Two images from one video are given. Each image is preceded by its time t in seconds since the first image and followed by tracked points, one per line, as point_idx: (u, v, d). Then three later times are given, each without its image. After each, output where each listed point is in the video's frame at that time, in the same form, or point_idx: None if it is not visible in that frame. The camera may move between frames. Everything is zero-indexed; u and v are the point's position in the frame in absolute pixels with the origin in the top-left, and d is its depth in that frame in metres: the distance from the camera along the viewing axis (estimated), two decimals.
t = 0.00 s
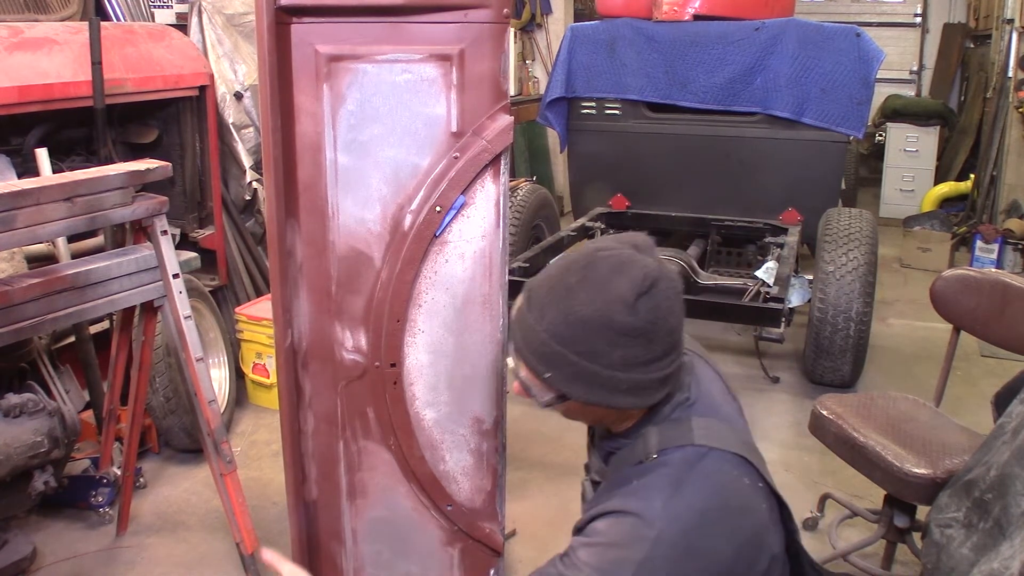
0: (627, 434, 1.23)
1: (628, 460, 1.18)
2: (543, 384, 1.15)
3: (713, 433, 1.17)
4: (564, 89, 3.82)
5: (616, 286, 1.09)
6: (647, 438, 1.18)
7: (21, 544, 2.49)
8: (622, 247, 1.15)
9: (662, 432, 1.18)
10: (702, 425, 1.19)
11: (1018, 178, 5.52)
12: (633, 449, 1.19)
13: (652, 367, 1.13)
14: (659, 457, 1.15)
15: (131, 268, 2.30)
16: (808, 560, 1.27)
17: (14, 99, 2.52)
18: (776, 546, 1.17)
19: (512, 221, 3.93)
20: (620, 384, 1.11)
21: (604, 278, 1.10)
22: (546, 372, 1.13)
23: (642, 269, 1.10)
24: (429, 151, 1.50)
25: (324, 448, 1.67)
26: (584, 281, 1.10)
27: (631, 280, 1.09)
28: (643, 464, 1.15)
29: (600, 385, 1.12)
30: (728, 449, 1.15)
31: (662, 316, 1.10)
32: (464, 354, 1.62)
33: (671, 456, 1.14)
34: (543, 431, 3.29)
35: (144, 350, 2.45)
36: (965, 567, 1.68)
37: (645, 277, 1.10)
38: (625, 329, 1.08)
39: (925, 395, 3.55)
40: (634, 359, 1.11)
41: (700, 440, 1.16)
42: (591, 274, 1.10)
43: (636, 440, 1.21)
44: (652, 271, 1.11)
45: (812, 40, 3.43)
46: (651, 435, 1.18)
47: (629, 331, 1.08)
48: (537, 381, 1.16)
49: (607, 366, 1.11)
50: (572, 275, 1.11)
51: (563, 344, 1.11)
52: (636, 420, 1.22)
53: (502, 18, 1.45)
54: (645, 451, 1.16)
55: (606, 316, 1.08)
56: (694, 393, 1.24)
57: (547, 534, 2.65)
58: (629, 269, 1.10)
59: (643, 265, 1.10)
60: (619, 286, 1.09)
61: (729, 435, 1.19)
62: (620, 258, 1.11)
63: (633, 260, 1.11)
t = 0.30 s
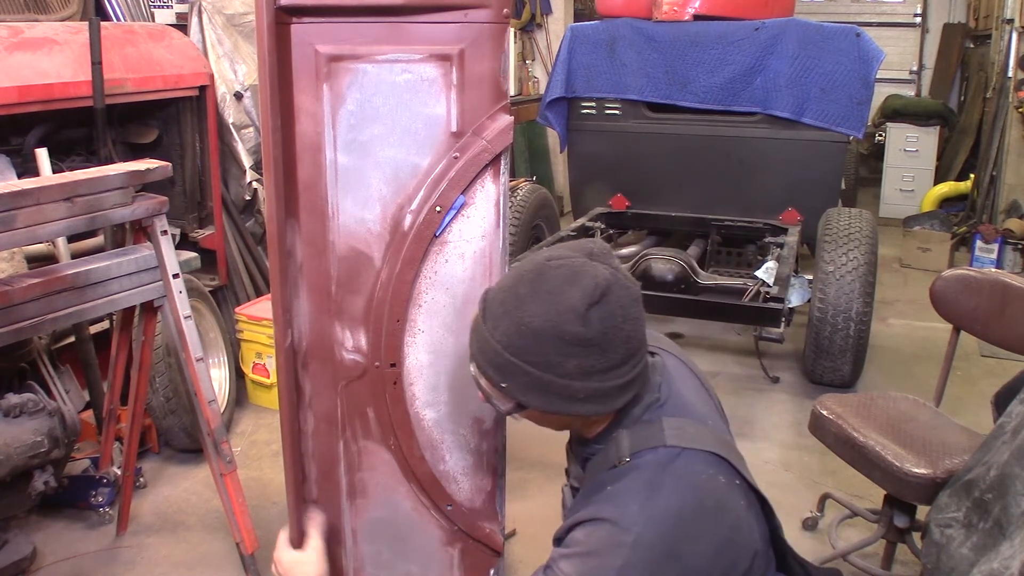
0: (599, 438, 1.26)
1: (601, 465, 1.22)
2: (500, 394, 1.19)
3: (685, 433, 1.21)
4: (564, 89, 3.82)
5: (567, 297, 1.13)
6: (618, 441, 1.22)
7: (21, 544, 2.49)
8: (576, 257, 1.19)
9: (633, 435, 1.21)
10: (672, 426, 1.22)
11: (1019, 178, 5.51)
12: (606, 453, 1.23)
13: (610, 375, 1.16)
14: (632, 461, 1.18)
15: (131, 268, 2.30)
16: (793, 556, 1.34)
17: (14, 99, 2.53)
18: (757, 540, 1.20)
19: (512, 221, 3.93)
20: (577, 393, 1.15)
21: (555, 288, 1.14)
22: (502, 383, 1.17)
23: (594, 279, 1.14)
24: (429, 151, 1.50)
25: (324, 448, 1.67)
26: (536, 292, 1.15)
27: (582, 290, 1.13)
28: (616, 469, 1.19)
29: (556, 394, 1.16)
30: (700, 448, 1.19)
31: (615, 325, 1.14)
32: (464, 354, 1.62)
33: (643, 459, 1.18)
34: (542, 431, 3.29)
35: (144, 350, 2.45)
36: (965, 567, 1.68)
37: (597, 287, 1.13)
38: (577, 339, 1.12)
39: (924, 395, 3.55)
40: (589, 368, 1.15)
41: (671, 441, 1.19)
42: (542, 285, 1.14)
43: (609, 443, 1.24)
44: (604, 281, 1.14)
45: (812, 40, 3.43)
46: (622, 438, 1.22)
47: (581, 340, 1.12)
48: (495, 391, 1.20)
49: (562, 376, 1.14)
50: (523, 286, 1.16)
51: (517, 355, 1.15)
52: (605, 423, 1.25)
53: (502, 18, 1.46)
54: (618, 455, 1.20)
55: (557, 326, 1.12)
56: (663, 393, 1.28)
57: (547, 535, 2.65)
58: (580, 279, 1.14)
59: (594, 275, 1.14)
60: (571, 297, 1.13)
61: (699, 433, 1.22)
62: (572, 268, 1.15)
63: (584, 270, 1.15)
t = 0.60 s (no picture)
0: (590, 440, 1.27)
1: (592, 467, 1.22)
2: (490, 395, 1.20)
3: (675, 435, 1.20)
4: (564, 89, 3.82)
5: (554, 296, 1.13)
6: (608, 444, 1.22)
7: (22, 544, 2.49)
8: (565, 257, 1.19)
9: (624, 437, 1.22)
10: (662, 427, 1.22)
11: (1019, 178, 5.51)
12: (596, 455, 1.23)
13: (600, 375, 1.16)
14: (621, 464, 1.18)
15: (131, 268, 2.30)
16: (789, 557, 1.33)
17: (14, 99, 2.52)
18: (752, 539, 1.21)
19: (512, 220, 3.93)
20: (567, 393, 1.15)
21: (542, 288, 1.14)
22: (491, 383, 1.17)
23: (581, 278, 1.14)
24: (429, 151, 1.50)
25: (324, 448, 1.67)
26: (523, 292, 1.15)
27: (569, 290, 1.13)
28: (605, 471, 1.19)
29: (545, 394, 1.16)
30: (689, 450, 1.19)
31: (603, 324, 1.14)
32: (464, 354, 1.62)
33: (632, 462, 1.18)
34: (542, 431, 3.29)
35: (144, 350, 2.45)
36: (965, 567, 1.68)
37: (584, 287, 1.13)
38: (565, 339, 1.12)
39: (924, 395, 3.55)
40: (578, 368, 1.14)
41: (661, 443, 1.19)
42: (529, 285, 1.15)
43: (600, 445, 1.25)
44: (592, 280, 1.14)
45: (812, 40, 3.43)
46: (613, 440, 1.22)
47: (568, 340, 1.12)
48: (485, 391, 1.21)
49: (551, 376, 1.14)
50: (511, 286, 1.16)
51: (506, 355, 1.15)
52: (596, 425, 1.26)
53: (502, 18, 1.46)
54: (608, 457, 1.20)
55: (544, 326, 1.12)
56: (655, 394, 1.29)
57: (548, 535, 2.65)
58: (567, 279, 1.14)
59: (582, 275, 1.14)
60: (558, 296, 1.13)
61: (690, 434, 1.22)
62: (560, 268, 1.15)
63: (572, 269, 1.15)
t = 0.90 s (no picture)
0: (592, 441, 1.27)
1: (595, 468, 1.22)
2: (493, 400, 1.20)
3: (678, 435, 1.20)
4: (564, 89, 3.82)
5: (552, 299, 1.13)
6: (611, 444, 1.22)
7: (21, 544, 2.49)
8: (560, 260, 1.20)
9: (627, 437, 1.22)
10: (665, 427, 1.22)
11: (1019, 178, 5.51)
12: (599, 456, 1.23)
13: (602, 375, 1.16)
14: (625, 464, 1.18)
15: (131, 268, 2.30)
16: (790, 556, 1.33)
17: (14, 99, 2.52)
18: (754, 538, 1.21)
19: (512, 220, 3.93)
20: (570, 395, 1.15)
21: (539, 293, 1.14)
22: (494, 389, 1.17)
23: (578, 280, 1.14)
24: (429, 151, 1.50)
25: (324, 448, 1.66)
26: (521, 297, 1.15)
27: (566, 293, 1.13)
28: (609, 471, 1.19)
29: (548, 397, 1.15)
30: (693, 450, 1.19)
31: (602, 325, 1.14)
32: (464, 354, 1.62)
33: (635, 461, 1.18)
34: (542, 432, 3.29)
35: (144, 350, 2.45)
36: (965, 567, 1.68)
37: (581, 288, 1.13)
38: (565, 341, 1.12)
39: (925, 395, 3.55)
40: (579, 370, 1.14)
41: (664, 443, 1.19)
42: (527, 290, 1.15)
43: (603, 446, 1.24)
44: (589, 281, 1.14)
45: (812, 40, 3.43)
46: (616, 440, 1.22)
47: (567, 342, 1.12)
48: (488, 398, 1.21)
49: (553, 379, 1.14)
50: (509, 291, 1.16)
51: (507, 360, 1.15)
52: (598, 426, 1.26)
53: (502, 18, 1.46)
54: (611, 458, 1.20)
55: (543, 330, 1.12)
56: (657, 394, 1.29)
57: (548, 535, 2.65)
58: (564, 281, 1.14)
59: (579, 277, 1.14)
60: (555, 299, 1.13)
61: (693, 433, 1.22)
62: (556, 272, 1.15)
63: (567, 272, 1.15)
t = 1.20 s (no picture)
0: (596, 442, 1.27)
1: (599, 468, 1.22)
2: (499, 401, 1.20)
3: (682, 437, 1.20)
4: (564, 89, 3.82)
5: (559, 301, 1.13)
6: (616, 444, 1.22)
7: (21, 544, 2.49)
8: (568, 262, 1.20)
9: (631, 438, 1.22)
10: (669, 428, 1.22)
11: (1019, 178, 5.51)
12: (603, 456, 1.23)
13: (607, 377, 1.16)
14: (629, 465, 1.18)
15: (131, 268, 2.30)
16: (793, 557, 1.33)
17: (14, 99, 2.52)
18: (757, 539, 1.21)
19: (512, 220, 3.93)
20: (575, 396, 1.15)
21: (547, 295, 1.14)
22: (500, 390, 1.17)
23: (585, 283, 1.14)
24: (429, 151, 1.50)
25: (325, 448, 1.67)
26: (528, 298, 1.15)
27: (573, 295, 1.13)
28: (613, 471, 1.19)
29: (554, 399, 1.15)
30: (697, 452, 1.19)
31: (608, 327, 1.14)
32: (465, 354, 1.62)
33: (639, 462, 1.18)
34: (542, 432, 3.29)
35: (144, 350, 2.45)
36: (966, 567, 1.68)
37: (588, 291, 1.13)
38: (572, 343, 1.12)
39: (925, 395, 3.55)
40: (585, 372, 1.14)
41: (669, 444, 1.19)
42: (534, 292, 1.15)
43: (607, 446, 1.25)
44: (596, 284, 1.15)
45: (811, 40, 3.43)
46: (620, 441, 1.22)
47: (574, 344, 1.12)
48: (494, 398, 1.21)
49: (559, 380, 1.14)
50: (516, 293, 1.16)
51: (514, 361, 1.15)
52: (603, 427, 1.26)
53: (502, 18, 1.46)
54: (615, 458, 1.20)
55: (550, 331, 1.12)
56: (662, 395, 1.29)
57: (547, 535, 2.65)
58: (571, 283, 1.14)
59: (586, 279, 1.15)
60: (562, 301, 1.13)
61: (697, 435, 1.22)
62: (563, 274, 1.16)
63: (574, 274, 1.15)
